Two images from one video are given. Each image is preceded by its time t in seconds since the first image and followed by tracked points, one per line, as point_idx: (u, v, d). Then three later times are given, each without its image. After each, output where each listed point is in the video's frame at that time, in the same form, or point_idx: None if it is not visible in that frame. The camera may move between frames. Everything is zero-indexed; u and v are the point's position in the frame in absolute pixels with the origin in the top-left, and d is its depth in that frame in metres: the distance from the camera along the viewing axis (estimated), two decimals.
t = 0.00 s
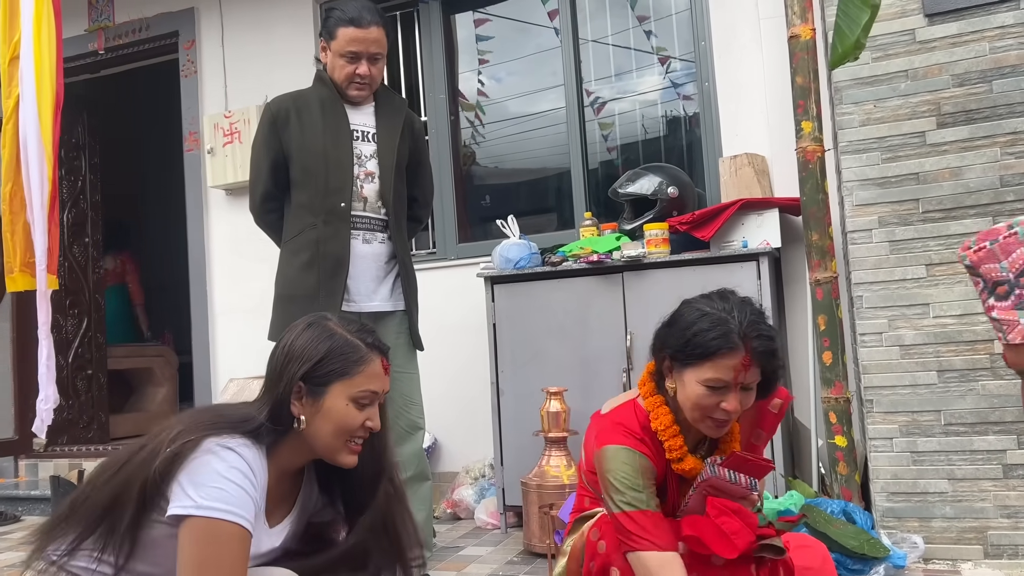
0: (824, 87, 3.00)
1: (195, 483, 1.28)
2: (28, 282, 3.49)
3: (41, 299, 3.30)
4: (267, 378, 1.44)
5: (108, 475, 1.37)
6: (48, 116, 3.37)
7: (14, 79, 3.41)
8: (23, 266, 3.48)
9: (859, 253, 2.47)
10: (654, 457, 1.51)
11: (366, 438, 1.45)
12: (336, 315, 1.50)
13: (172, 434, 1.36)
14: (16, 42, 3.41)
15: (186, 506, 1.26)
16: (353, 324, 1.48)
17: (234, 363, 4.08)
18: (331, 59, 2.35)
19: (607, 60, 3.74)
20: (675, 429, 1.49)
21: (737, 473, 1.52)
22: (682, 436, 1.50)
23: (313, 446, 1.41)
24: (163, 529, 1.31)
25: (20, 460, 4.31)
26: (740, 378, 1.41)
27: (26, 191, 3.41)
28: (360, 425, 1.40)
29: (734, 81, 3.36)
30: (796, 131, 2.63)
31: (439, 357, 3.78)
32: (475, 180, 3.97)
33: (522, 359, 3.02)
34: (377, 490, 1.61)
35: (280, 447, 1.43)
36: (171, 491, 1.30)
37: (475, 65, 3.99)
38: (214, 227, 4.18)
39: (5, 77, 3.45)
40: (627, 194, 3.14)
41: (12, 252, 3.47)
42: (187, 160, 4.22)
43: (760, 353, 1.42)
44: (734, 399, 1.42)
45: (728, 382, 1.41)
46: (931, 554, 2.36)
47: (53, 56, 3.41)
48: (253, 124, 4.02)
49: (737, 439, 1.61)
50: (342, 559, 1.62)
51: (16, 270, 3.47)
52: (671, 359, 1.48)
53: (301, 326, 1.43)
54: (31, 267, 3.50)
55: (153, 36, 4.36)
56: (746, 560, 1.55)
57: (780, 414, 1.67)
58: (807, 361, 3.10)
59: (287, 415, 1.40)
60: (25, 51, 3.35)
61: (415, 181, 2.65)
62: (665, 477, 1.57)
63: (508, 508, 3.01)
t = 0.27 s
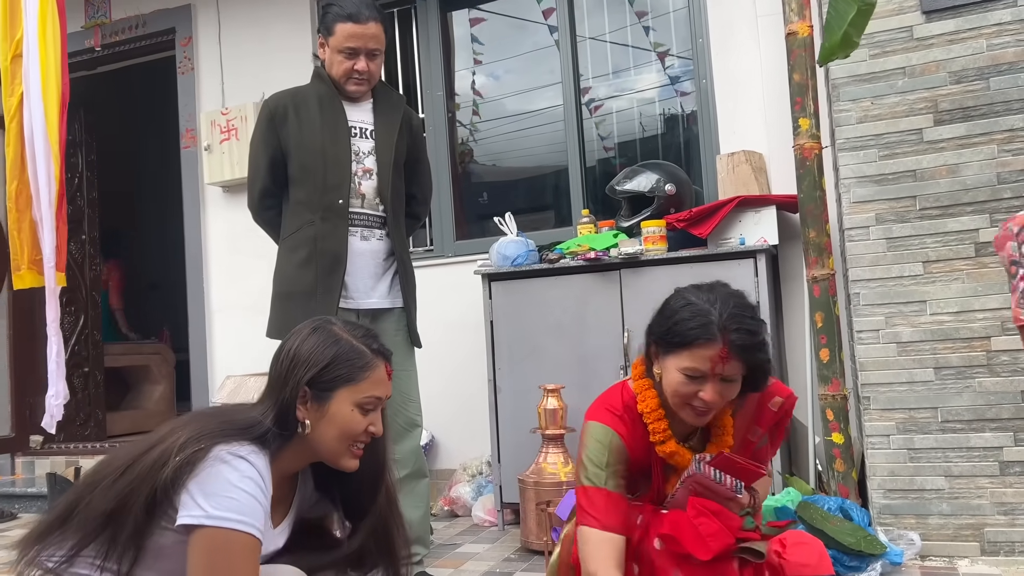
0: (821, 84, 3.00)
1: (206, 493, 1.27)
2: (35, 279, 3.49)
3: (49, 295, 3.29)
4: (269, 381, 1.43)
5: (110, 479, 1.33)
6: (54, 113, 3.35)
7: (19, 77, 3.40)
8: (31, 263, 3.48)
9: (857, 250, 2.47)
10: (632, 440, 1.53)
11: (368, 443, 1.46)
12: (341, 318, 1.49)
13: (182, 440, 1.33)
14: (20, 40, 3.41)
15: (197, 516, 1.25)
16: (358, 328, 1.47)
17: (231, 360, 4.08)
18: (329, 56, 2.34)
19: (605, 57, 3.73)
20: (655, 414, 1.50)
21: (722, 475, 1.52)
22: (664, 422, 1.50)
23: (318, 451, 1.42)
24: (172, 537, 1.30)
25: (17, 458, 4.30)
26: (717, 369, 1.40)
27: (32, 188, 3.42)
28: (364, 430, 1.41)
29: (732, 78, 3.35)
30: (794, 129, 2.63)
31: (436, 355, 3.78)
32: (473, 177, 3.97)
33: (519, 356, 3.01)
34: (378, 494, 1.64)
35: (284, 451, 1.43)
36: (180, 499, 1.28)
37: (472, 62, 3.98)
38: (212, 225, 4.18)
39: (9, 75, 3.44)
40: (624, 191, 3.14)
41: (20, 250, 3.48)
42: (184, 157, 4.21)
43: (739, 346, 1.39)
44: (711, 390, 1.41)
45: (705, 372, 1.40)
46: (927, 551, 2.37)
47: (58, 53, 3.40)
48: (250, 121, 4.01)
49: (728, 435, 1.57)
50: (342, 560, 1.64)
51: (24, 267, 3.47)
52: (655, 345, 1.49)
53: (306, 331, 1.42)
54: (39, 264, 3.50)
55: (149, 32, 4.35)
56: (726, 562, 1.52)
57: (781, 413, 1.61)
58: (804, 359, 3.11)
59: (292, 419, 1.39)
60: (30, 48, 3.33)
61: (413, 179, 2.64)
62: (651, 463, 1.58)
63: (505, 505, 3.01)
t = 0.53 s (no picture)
0: (819, 82, 3.00)
1: (216, 498, 1.27)
2: (41, 277, 3.49)
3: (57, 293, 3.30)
4: (269, 384, 1.43)
5: (108, 483, 1.32)
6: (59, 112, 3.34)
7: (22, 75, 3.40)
8: (37, 261, 3.48)
9: (855, 248, 2.47)
10: (602, 416, 1.56)
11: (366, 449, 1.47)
12: (344, 323, 1.49)
13: (183, 446, 1.32)
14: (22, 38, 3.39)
15: (210, 522, 1.25)
16: (361, 335, 1.47)
17: (230, 358, 4.07)
18: (328, 53, 2.34)
19: (603, 55, 3.73)
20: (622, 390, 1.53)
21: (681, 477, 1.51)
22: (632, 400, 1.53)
23: (318, 456, 1.43)
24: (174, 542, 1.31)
25: (15, 455, 4.30)
26: (657, 346, 1.40)
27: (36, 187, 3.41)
28: (364, 437, 1.42)
29: (730, 76, 3.35)
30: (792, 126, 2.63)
31: (433, 353, 3.78)
32: (471, 175, 3.96)
33: (517, 354, 3.01)
34: (376, 497, 1.64)
35: (283, 456, 1.42)
36: (184, 505, 1.28)
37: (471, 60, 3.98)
38: (209, 222, 4.17)
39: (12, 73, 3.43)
40: (622, 189, 3.14)
41: (26, 248, 3.47)
42: (182, 155, 4.20)
43: (677, 323, 1.37)
44: (655, 366, 1.42)
45: (648, 348, 1.42)
46: (925, 548, 2.36)
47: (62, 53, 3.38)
48: (248, 119, 4.01)
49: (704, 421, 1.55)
50: (338, 562, 1.65)
51: (30, 265, 3.47)
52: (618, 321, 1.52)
53: (310, 336, 1.42)
54: (45, 262, 3.50)
55: (146, 30, 4.34)
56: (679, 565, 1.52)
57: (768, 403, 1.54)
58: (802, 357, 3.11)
59: (293, 424, 1.39)
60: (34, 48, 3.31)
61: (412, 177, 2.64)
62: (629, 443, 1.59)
63: (503, 503, 3.01)
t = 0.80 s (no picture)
0: (819, 79, 2.99)
1: (214, 496, 1.27)
2: (44, 276, 3.48)
3: (61, 292, 3.30)
4: (272, 384, 1.43)
5: (107, 479, 1.32)
6: (63, 109, 3.33)
7: (24, 72, 3.39)
8: (41, 259, 3.48)
9: (853, 246, 2.47)
10: (581, 394, 1.74)
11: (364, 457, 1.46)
12: (352, 329, 1.49)
13: (182, 443, 1.33)
14: (23, 37, 3.37)
15: (208, 520, 1.25)
16: (369, 343, 1.47)
17: (229, 356, 4.08)
18: (326, 51, 2.33)
19: (602, 52, 3.73)
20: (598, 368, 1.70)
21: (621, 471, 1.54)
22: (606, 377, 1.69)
23: (314, 461, 1.42)
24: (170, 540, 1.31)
25: (14, 454, 4.31)
26: (616, 322, 1.53)
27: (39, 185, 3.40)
28: (363, 445, 1.41)
29: (729, 73, 3.35)
30: (791, 124, 2.63)
31: (432, 350, 3.78)
32: (470, 172, 3.96)
33: (516, 352, 3.01)
34: (376, 501, 1.65)
35: (280, 456, 1.42)
36: (181, 502, 1.28)
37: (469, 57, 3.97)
38: (208, 220, 4.16)
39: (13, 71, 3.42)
40: (621, 186, 3.14)
41: (30, 246, 3.47)
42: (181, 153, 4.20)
43: (631, 299, 1.50)
44: (617, 342, 1.54)
45: (610, 325, 1.55)
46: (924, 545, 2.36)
47: (65, 53, 3.37)
48: (246, 117, 4.01)
49: (674, 404, 1.61)
50: (335, 563, 1.65)
51: (34, 264, 3.46)
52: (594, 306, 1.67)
53: (318, 340, 1.42)
54: (48, 260, 3.49)
55: (144, 27, 4.33)
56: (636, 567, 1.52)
57: (739, 391, 1.57)
58: (801, 354, 3.11)
59: (294, 427, 1.38)
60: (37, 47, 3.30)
61: (411, 175, 2.64)
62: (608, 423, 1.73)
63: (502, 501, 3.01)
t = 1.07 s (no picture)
0: (818, 77, 2.99)
1: (211, 495, 1.27)
2: (43, 275, 3.48)
3: (63, 291, 3.29)
4: (274, 384, 1.42)
5: (107, 478, 1.32)
6: (66, 108, 3.33)
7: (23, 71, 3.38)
8: (40, 259, 3.48)
9: (852, 243, 2.47)
10: (574, 389, 1.74)
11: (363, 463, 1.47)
12: (359, 335, 1.49)
13: (182, 442, 1.32)
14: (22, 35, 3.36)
15: (205, 519, 1.26)
16: (375, 349, 1.47)
17: (228, 354, 4.07)
18: (326, 49, 2.33)
19: (602, 50, 3.72)
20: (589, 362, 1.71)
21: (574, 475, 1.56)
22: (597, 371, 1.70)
23: (313, 464, 1.43)
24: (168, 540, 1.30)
25: (13, 453, 4.31)
26: (595, 312, 1.53)
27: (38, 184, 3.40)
28: (363, 451, 1.43)
29: (728, 71, 3.35)
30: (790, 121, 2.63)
31: (431, 349, 3.78)
32: (469, 170, 3.96)
33: (515, 350, 3.01)
34: (376, 508, 1.65)
35: (279, 459, 1.42)
36: (179, 502, 1.28)
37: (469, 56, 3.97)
38: (207, 219, 4.16)
39: (12, 69, 3.41)
40: (620, 184, 3.14)
41: (27, 245, 3.47)
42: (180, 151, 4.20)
43: (608, 287, 1.50)
44: (598, 330, 1.55)
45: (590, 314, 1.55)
46: (924, 542, 2.37)
47: (67, 51, 3.37)
48: (246, 116, 4.00)
49: (658, 393, 1.62)
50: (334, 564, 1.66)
51: (32, 263, 3.46)
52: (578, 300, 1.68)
53: (324, 344, 1.41)
54: (47, 259, 3.49)
55: (143, 26, 4.33)
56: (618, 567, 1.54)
57: (720, 379, 1.58)
58: (800, 352, 3.11)
59: (295, 431, 1.38)
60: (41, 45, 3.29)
61: (410, 173, 2.64)
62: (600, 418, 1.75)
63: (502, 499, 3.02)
